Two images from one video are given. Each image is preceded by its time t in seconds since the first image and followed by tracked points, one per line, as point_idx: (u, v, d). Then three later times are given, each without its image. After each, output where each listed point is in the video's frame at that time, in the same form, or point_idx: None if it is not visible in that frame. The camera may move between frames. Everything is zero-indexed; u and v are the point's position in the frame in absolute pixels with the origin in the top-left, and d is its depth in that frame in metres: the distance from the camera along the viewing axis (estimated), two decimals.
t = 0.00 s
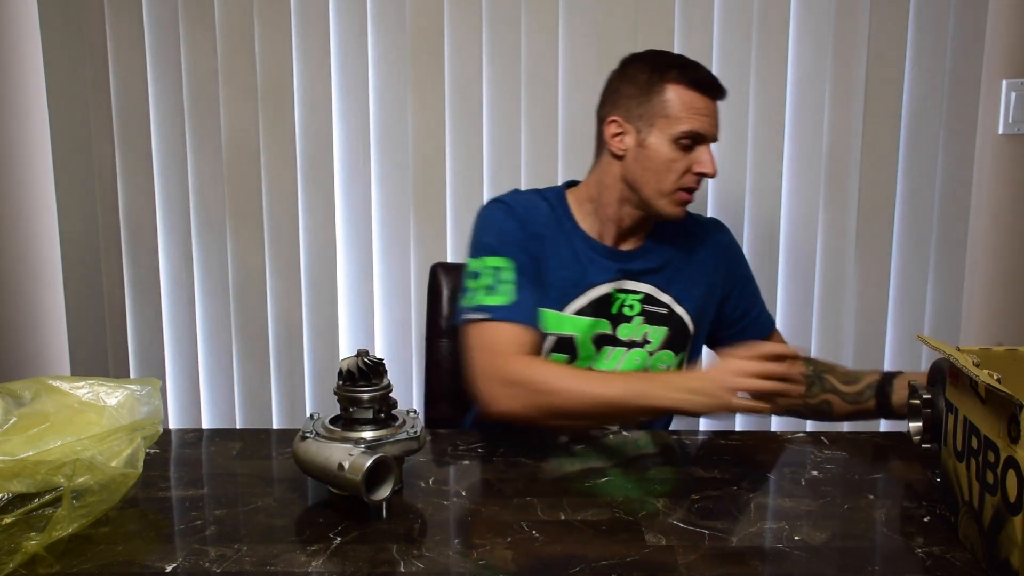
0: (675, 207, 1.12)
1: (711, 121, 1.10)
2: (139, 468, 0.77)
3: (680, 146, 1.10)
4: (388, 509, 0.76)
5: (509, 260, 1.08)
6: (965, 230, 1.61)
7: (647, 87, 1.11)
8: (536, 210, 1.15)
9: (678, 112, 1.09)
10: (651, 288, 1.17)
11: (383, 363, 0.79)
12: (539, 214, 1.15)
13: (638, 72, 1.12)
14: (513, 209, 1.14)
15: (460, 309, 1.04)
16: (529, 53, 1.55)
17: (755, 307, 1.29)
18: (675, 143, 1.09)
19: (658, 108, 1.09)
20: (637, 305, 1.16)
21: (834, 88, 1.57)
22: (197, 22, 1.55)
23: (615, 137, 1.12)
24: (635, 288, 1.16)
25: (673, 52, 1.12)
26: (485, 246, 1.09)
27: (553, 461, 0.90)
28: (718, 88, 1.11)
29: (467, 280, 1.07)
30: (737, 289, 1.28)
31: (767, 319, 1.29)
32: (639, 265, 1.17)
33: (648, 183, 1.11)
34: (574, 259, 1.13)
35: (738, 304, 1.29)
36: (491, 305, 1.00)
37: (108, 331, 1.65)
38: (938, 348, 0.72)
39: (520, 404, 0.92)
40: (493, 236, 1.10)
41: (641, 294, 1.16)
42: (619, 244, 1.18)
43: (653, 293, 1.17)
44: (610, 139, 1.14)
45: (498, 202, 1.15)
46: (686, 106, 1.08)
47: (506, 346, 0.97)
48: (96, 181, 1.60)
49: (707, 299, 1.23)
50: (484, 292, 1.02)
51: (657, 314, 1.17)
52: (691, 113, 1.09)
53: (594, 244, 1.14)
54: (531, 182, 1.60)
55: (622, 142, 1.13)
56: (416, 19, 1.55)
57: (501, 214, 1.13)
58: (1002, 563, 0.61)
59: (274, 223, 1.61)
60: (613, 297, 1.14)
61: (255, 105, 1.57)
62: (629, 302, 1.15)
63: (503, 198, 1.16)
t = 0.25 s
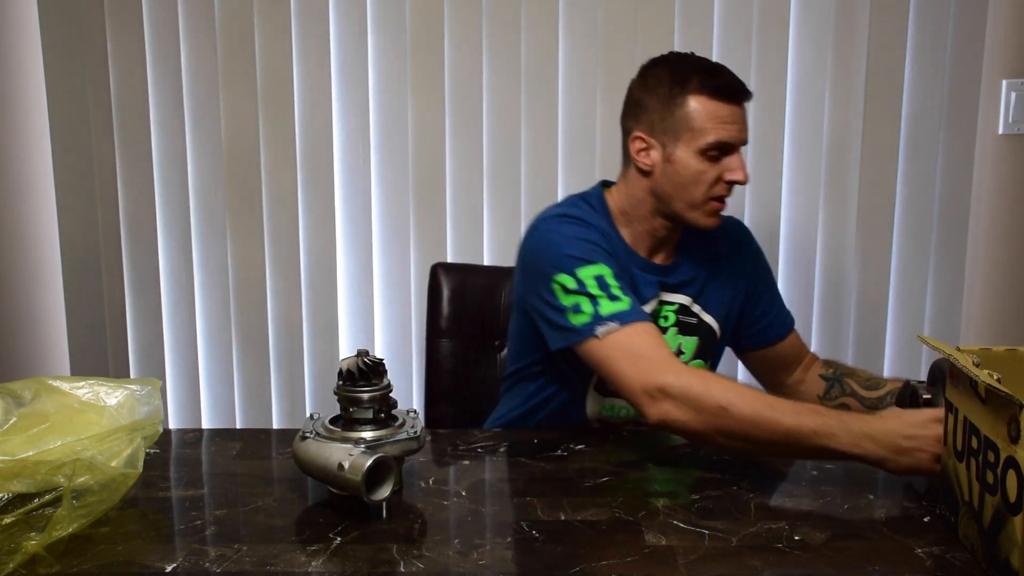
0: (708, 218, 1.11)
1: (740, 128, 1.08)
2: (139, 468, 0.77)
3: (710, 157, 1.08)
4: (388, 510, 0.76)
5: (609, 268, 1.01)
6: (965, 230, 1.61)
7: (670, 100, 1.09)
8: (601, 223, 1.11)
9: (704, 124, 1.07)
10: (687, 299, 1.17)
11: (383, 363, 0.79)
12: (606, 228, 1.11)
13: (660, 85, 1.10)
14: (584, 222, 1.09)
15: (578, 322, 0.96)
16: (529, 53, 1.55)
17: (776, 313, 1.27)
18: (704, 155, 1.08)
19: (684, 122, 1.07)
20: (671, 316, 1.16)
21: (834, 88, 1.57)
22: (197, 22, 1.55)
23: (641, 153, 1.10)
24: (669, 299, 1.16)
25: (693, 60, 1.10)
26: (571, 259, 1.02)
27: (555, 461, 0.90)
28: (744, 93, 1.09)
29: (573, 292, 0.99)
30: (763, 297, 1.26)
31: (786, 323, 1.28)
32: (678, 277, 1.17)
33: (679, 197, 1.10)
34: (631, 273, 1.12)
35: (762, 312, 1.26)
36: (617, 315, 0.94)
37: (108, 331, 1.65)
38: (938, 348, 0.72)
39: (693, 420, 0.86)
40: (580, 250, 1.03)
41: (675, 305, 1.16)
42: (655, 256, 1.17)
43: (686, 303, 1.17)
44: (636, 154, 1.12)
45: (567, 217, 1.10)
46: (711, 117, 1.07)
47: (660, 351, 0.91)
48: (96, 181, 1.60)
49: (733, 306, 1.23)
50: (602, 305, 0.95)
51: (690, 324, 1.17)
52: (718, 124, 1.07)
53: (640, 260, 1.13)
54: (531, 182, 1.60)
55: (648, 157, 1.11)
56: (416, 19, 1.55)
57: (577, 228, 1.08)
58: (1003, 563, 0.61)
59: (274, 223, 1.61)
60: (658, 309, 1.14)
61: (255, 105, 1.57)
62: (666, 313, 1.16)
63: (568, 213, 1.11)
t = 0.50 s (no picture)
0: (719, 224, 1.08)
1: (739, 130, 1.04)
2: (139, 468, 0.77)
3: (714, 165, 1.04)
4: (388, 510, 0.76)
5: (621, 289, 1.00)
6: (965, 230, 1.61)
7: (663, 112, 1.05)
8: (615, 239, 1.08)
9: (702, 133, 1.03)
10: (695, 298, 1.16)
11: (383, 363, 0.79)
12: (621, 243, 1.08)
13: (650, 98, 1.06)
14: (599, 242, 1.05)
15: (593, 350, 0.96)
16: (529, 53, 1.55)
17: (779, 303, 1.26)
18: (705, 164, 1.04)
19: (680, 135, 1.03)
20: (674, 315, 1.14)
21: (834, 88, 1.57)
22: (197, 22, 1.55)
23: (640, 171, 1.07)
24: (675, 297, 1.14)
25: (680, 67, 1.05)
26: (586, 285, 0.99)
27: (555, 461, 0.90)
28: (736, 92, 1.05)
29: (587, 318, 0.98)
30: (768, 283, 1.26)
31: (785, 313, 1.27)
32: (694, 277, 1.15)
33: (686, 209, 1.07)
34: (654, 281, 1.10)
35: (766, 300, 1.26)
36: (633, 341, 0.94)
37: (108, 330, 1.65)
38: (938, 348, 0.72)
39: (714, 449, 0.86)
40: (594, 275, 1.00)
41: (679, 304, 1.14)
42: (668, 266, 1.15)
43: (692, 303, 1.15)
44: (635, 170, 1.09)
45: (583, 239, 1.05)
46: (708, 125, 1.02)
47: (673, 379, 0.91)
48: (96, 181, 1.60)
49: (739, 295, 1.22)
50: (617, 330, 0.95)
51: (697, 323, 1.15)
52: (717, 130, 1.02)
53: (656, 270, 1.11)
54: (531, 183, 1.60)
55: (648, 174, 1.08)
56: (416, 19, 1.55)
57: (591, 250, 1.04)
58: (1003, 564, 0.61)
59: (274, 223, 1.61)
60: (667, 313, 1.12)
61: (255, 105, 1.57)
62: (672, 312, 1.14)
63: (584, 233, 1.06)
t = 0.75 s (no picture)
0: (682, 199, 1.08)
1: (696, 102, 1.07)
2: (139, 468, 0.77)
3: (674, 138, 1.06)
4: (388, 509, 0.76)
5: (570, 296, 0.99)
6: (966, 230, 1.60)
7: (621, 88, 1.07)
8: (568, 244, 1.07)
9: (659, 105, 1.05)
10: (667, 290, 1.16)
11: (383, 363, 0.79)
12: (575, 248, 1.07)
13: (606, 78, 1.09)
14: (552, 248, 1.04)
15: (542, 357, 0.95)
16: (528, 53, 1.55)
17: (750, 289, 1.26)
18: (665, 136, 1.05)
19: (638, 109, 1.05)
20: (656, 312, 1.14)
21: (834, 88, 1.57)
22: (197, 21, 1.55)
23: (602, 150, 1.08)
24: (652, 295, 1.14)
25: (633, 46, 1.09)
26: (536, 293, 0.99)
27: (553, 461, 0.90)
28: (691, 67, 1.08)
29: (537, 325, 0.97)
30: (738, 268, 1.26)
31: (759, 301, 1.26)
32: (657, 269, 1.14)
33: (649, 185, 1.07)
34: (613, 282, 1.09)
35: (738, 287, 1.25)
36: (581, 347, 0.93)
37: (109, 330, 1.65)
38: (938, 348, 0.72)
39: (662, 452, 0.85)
40: (545, 282, 1.00)
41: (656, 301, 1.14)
42: (635, 253, 1.14)
43: (665, 296, 1.15)
44: (596, 149, 1.10)
45: (535, 246, 1.04)
46: (664, 97, 1.05)
47: (617, 380, 0.91)
48: (97, 181, 1.60)
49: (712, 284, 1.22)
50: (566, 338, 0.94)
51: (675, 316, 1.16)
52: (675, 101, 1.05)
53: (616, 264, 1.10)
54: (531, 182, 1.60)
55: (610, 153, 1.09)
56: (416, 19, 1.55)
57: (543, 257, 1.03)
58: (1003, 564, 0.61)
59: (274, 223, 1.61)
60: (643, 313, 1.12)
61: (255, 104, 1.57)
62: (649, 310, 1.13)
63: (535, 240, 1.05)
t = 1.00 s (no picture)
0: (655, 189, 1.09)
1: (656, 93, 1.08)
2: (139, 468, 0.77)
3: (637, 131, 1.07)
4: (388, 509, 0.76)
5: (516, 284, 1.04)
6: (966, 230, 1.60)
7: (578, 90, 1.10)
8: (530, 234, 1.11)
9: (619, 103, 1.07)
10: (650, 290, 1.16)
11: (383, 363, 0.79)
12: (534, 238, 1.11)
13: (568, 82, 1.12)
14: (510, 236, 1.10)
15: (478, 338, 0.99)
16: (529, 53, 1.55)
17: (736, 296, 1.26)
18: (629, 133, 1.07)
19: (599, 109, 1.08)
20: (637, 311, 1.14)
21: (834, 88, 1.57)
22: (197, 21, 1.55)
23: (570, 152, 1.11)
24: (631, 294, 1.14)
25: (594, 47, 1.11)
26: (485, 277, 1.05)
27: (551, 460, 0.90)
28: (648, 61, 1.09)
29: (481, 308, 1.02)
30: (725, 275, 1.25)
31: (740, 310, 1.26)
32: (636, 266, 1.15)
33: (618, 181, 1.09)
34: (573, 277, 1.11)
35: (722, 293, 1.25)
36: (510, 333, 0.96)
37: (109, 330, 1.65)
38: (938, 347, 0.72)
39: (559, 436, 0.87)
40: (494, 265, 1.06)
41: (638, 300, 1.14)
42: (618, 249, 1.16)
43: (648, 296, 1.15)
44: (565, 151, 1.13)
45: (493, 232, 1.10)
46: (624, 94, 1.06)
47: (522, 369, 0.93)
48: (97, 181, 1.60)
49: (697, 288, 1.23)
50: (503, 322, 0.98)
51: (658, 316, 1.16)
52: (632, 96, 1.07)
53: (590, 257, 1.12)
54: (532, 183, 1.60)
55: (579, 154, 1.12)
56: (416, 19, 1.55)
57: (499, 243, 1.09)
58: (1003, 564, 0.61)
59: (274, 223, 1.61)
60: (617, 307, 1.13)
61: (255, 105, 1.57)
62: (631, 309, 1.14)
63: (496, 227, 1.11)
